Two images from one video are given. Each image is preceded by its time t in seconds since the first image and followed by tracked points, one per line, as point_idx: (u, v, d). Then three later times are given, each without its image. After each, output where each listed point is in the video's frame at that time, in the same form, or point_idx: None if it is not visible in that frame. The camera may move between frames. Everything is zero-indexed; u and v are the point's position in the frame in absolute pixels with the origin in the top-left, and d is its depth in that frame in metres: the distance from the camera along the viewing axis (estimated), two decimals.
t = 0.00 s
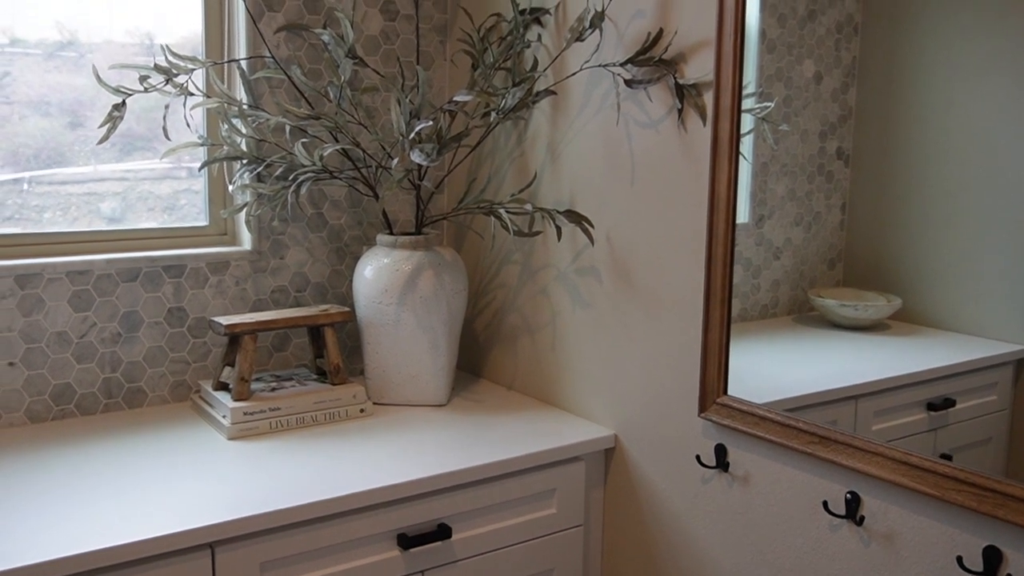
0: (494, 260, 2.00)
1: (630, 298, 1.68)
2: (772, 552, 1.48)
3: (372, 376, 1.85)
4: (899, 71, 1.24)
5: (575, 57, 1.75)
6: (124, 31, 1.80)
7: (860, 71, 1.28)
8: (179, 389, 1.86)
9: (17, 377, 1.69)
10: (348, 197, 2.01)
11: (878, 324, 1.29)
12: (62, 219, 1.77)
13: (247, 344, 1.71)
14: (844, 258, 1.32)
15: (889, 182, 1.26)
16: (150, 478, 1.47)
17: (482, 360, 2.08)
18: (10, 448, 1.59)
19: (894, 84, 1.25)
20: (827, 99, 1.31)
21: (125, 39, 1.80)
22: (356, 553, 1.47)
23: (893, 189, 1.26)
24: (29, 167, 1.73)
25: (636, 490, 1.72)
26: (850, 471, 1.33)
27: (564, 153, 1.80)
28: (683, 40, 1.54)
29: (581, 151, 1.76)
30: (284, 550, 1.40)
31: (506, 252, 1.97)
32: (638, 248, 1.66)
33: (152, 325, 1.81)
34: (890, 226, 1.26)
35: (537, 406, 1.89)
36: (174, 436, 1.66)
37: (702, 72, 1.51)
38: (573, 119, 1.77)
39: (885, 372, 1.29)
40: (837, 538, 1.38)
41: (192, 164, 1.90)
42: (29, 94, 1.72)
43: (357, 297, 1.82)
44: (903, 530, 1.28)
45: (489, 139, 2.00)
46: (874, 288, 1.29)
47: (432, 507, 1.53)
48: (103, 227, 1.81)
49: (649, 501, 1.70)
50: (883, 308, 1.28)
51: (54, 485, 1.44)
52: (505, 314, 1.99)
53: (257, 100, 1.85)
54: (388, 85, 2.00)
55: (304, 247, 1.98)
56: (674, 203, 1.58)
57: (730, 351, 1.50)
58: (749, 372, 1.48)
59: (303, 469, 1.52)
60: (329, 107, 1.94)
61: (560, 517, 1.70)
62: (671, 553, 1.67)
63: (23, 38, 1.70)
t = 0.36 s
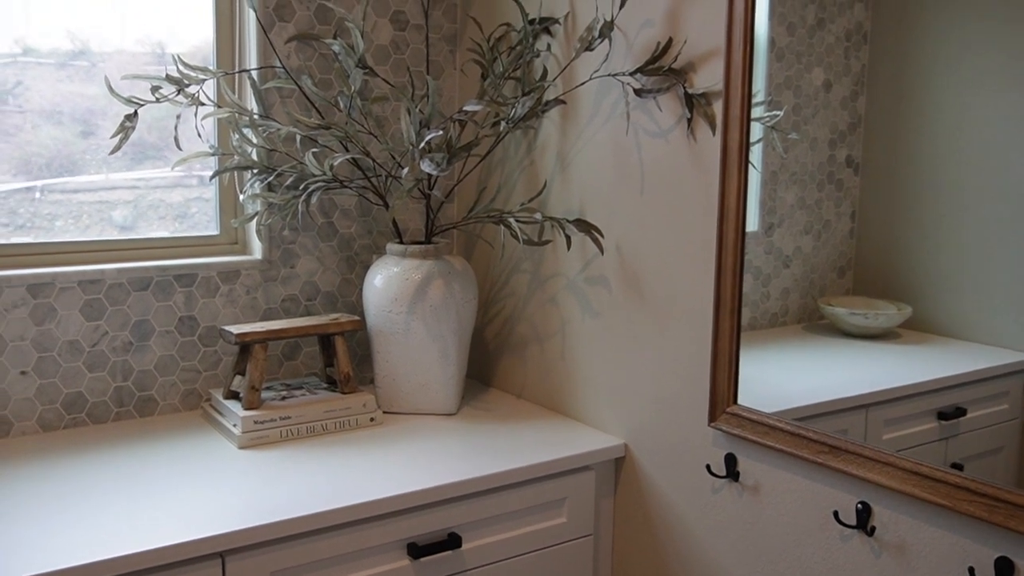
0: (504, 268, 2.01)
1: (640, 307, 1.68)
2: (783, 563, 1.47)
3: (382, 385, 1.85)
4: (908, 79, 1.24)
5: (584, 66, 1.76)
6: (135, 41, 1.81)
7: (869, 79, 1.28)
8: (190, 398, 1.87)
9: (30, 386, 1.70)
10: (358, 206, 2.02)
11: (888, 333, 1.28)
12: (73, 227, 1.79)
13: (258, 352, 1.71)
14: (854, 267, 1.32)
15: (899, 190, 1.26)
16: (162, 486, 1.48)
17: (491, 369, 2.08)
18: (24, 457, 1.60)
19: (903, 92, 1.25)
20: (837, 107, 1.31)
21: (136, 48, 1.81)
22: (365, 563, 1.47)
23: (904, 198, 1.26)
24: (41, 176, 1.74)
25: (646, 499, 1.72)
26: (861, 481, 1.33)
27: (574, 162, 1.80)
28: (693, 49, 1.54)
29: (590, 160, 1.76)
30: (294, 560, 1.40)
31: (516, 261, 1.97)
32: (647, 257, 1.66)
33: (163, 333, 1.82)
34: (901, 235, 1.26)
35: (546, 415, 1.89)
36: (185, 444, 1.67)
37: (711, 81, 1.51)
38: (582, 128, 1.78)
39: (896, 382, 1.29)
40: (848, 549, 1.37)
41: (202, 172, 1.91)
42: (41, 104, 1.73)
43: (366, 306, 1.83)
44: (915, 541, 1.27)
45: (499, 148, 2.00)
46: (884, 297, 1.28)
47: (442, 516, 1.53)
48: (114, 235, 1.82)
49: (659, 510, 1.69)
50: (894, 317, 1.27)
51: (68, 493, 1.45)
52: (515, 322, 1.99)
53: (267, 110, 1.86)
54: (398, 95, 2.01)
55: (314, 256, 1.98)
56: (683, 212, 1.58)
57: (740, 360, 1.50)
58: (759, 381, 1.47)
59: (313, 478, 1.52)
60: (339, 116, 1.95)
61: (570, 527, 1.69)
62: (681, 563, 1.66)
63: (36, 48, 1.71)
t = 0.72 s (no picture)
0: (521, 273, 2.01)
1: (658, 312, 1.68)
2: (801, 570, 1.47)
3: (399, 388, 1.85)
4: (928, 85, 1.23)
5: (602, 71, 1.76)
6: (152, 44, 1.82)
7: (887, 84, 1.28)
8: (208, 400, 1.88)
9: (49, 388, 1.71)
10: (376, 210, 2.03)
11: (908, 340, 1.27)
12: (91, 229, 1.80)
13: (275, 355, 1.72)
14: (872, 274, 1.31)
15: (919, 196, 1.25)
16: (182, 488, 1.49)
17: (508, 373, 2.08)
18: (44, 458, 1.61)
19: (923, 98, 1.24)
20: (854, 112, 1.30)
21: (153, 52, 1.82)
22: (382, 567, 1.47)
23: (924, 203, 1.25)
24: (59, 178, 1.75)
25: (663, 505, 1.71)
26: (881, 489, 1.32)
27: (591, 167, 1.80)
28: (711, 55, 1.54)
29: (608, 165, 1.76)
30: (311, 563, 1.40)
31: (533, 265, 1.97)
32: (666, 262, 1.65)
33: (181, 336, 1.83)
34: (921, 241, 1.25)
35: (563, 419, 1.89)
36: (202, 447, 1.68)
37: (730, 86, 1.50)
38: (600, 133, 1.78)
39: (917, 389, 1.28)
40: (867, 556, 1.36)
41: (219, 175, 1.92)
42: (59, 107, 1.74)
43: (384, 310, 1.83)
44: (935, 549, 1.26)
45: (516, 153, 2.01)
46: (903, 302, 1.28)
47: (458, 521, 1.53)
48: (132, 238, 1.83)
49: (676, 516, 1.69)
50: (912, 323, 1.27)
51: (88, 494, 1.46)
52: (532, 327, 1.99)
53: (286, 114, 1.87)
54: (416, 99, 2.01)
55: (332, 260, 1.99)
56: (702, 218, 1.58)
57: (759, 367, 1.49)
58: (777, 387, 1.47)
59: (330, 482, 1.52)
60: (357, 120, 1.96)
61: (587, 532, 1.69)
62: (699, 570, 1.66)
63: (54, 51, 1.72)
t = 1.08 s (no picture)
0: (539, 276, 2.01)
1: (675, 316, 1.68)
2: None
3: (416, 391, 1.86)
4: (950, 89, 1.22)
5: (620, 75, 1.76)
6: (172, 47, 1.83)
7: (908, 88, 1.27)
8: (226, 402, 1.89)
9: (70, 389, 1.72)
10: (394, 214, 2.04)
11: (927, 345, 1.27)
12: (110, 230, 1.81)
13: (293, 358, 1.73)
14: (892, 279, 1.30)
15: (939, 201, 1.25)
16: (201, 488, 1.50)
17: (524, 377, 2.09)
18: (64, 458, 1.62)
19: (944, 102, 1.23)
20: (875, 116, 1.30)
21: (173, 54, 1.84)
22: (398, 569, 1.48)
23: (945, 209, 1.24)
24: (79, 179, 1.77)
25: (679, 510, 1.71)
26: (899, 495, 1.31)
27: (609, 171, 1.80)
28: (730, 59, 1.54)
29: (626, 169, 1.76)
30: (328, 564, 1.41)
31: (550, 269, 1.98)
32: (683, 267, 1.65)
33: (200, 338, 1.84)
34: (942, 247, 1.25)
35: (579, 423, 1.89)
36: (221, 448, 1.69)
37: (750, 90, 1.50)
38: (618, 137, 1.78)
39: (936, 395, 1.27)
40: (885, 563, 1.35)
41: (237, 177, 1.93)
42: (80, 109, 1.75)
43: (401, 313, 1.84)
44: (954, 557, 1.25)
45: (534, 157, 2.01)
46: (924, 308, 1.27)
47: (474, 524, 1.53)
48: (150, 239, 1.85)
49: (692, 521, 1.69)
50: (931, 328, 1.26)
51: (109, 494, 1.47)
52: (549, 331, 2.00)
53: (306, 118, 1.88)
54: (434, 103, 2.02)
55: (350, 262, 2.00)
56: (720, 223, 1.57)
57: (776, 372, 1.48)
58: (795, 392, 1.46)
59: (347, 484, 1.53)
60: (376, 124, 1.96)
61: (602, 536, 1.69)
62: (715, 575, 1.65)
63: (76, 53, 1.74)
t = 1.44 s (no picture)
0: (550, 285, 2.01)
1: (687, 325, 1.67)
2: None
3: (427, 399, 1.86)
4: (963, 97, 1.22)
5: (632, 84, 1.76)
6: (185, 55, 1.85)
7: (921, 96, 1.27)
8: (238, 410, 1.90)
9: (83, 396, 1.73)
10: (406, 222, 2.04)
11: (941, 355, 1.26)
12: (124, 238, 1.82)
13: (305, 365, 1.73)
14: (905, 288, 1.30)
15: (952, 209, 1.24)
16: (213, 495, 1.50)
17: (536, 385, 2.09)
18: (78, 465, 1.63)
19: (957, 109, 1.23)
20: (888, 124, 1.29)
21: (187, 63, 1.85)
22: None
23: (958, 217, 1.24)
24: (93, 187, 1.78)
25: (691, 519, 1.71)
26: (913, 506, 1.30)
27: (621, 179, 1.80)
28: (743, 67, 1.54)
29: (638, 178, 1.76)
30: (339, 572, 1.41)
31: (562, 277, 1.98)
32: (695, 275, 1.65)
33: (213, 345, 1.85)
34: (955, 256, 1.24)
35: (591, 432, 1.88)
36: (233, 455, 1.70)
37: (762, 99, 1.50)
38: (630, 146, 1.78)
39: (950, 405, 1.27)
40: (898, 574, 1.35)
41: (249, 185, 1.94)
42: (94, 117, 1.77)
43: (413, 321, 1.84)
44: (968, 567, 1.25)
45: (546, 165, 2.01)
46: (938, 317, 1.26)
47: (486, 532, 1.53)
48: (163, 246, 1.86)
49: (704, 530, 1.68)
50: (946, 337, 1.26)
51: (122, 501, 1.48)
52: (560, 339, 2.00)
53: (319, 127, 1.89)
54: (446, 112, 2.03)
55: (362, 271, 2.01)
56: (732, 232, 1.57)
57: (789, 381, 1.48)
58: (808, 401, 1.46)
59: (359, 491, 1.53)
60: (388, 132, 1.97)
61: (614, 545, 1.69)
62: None
63: (90, 62, 1.75)
